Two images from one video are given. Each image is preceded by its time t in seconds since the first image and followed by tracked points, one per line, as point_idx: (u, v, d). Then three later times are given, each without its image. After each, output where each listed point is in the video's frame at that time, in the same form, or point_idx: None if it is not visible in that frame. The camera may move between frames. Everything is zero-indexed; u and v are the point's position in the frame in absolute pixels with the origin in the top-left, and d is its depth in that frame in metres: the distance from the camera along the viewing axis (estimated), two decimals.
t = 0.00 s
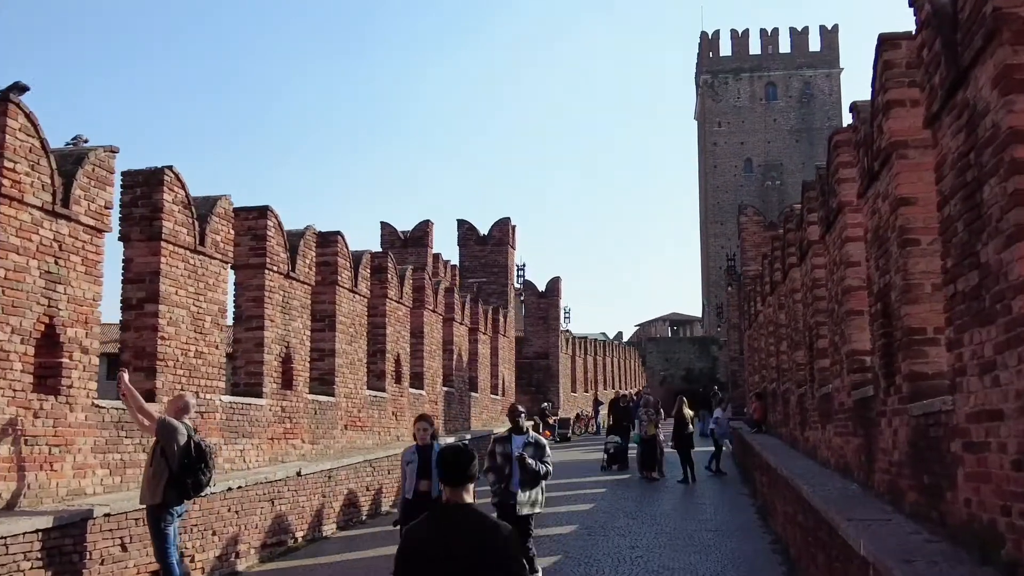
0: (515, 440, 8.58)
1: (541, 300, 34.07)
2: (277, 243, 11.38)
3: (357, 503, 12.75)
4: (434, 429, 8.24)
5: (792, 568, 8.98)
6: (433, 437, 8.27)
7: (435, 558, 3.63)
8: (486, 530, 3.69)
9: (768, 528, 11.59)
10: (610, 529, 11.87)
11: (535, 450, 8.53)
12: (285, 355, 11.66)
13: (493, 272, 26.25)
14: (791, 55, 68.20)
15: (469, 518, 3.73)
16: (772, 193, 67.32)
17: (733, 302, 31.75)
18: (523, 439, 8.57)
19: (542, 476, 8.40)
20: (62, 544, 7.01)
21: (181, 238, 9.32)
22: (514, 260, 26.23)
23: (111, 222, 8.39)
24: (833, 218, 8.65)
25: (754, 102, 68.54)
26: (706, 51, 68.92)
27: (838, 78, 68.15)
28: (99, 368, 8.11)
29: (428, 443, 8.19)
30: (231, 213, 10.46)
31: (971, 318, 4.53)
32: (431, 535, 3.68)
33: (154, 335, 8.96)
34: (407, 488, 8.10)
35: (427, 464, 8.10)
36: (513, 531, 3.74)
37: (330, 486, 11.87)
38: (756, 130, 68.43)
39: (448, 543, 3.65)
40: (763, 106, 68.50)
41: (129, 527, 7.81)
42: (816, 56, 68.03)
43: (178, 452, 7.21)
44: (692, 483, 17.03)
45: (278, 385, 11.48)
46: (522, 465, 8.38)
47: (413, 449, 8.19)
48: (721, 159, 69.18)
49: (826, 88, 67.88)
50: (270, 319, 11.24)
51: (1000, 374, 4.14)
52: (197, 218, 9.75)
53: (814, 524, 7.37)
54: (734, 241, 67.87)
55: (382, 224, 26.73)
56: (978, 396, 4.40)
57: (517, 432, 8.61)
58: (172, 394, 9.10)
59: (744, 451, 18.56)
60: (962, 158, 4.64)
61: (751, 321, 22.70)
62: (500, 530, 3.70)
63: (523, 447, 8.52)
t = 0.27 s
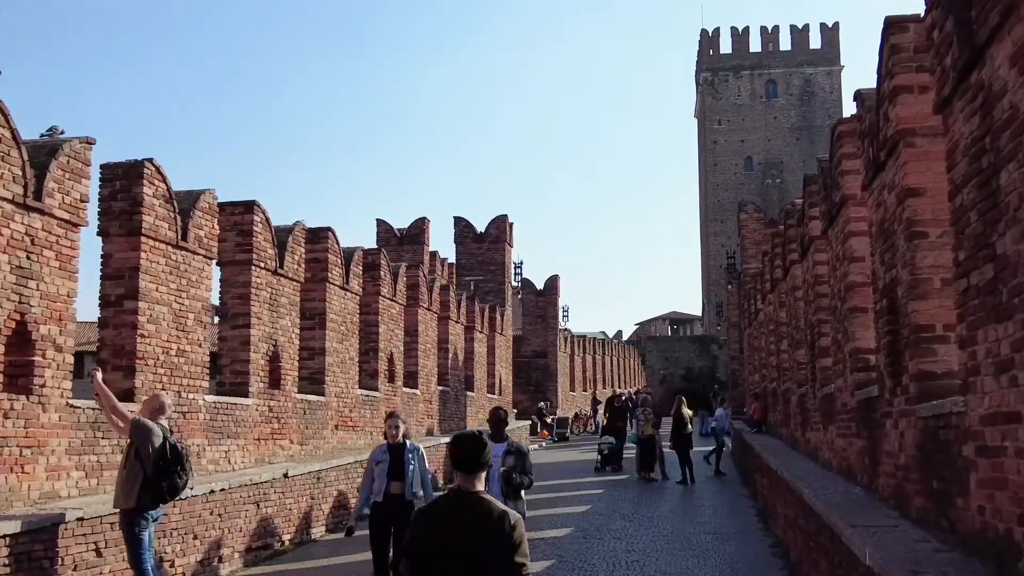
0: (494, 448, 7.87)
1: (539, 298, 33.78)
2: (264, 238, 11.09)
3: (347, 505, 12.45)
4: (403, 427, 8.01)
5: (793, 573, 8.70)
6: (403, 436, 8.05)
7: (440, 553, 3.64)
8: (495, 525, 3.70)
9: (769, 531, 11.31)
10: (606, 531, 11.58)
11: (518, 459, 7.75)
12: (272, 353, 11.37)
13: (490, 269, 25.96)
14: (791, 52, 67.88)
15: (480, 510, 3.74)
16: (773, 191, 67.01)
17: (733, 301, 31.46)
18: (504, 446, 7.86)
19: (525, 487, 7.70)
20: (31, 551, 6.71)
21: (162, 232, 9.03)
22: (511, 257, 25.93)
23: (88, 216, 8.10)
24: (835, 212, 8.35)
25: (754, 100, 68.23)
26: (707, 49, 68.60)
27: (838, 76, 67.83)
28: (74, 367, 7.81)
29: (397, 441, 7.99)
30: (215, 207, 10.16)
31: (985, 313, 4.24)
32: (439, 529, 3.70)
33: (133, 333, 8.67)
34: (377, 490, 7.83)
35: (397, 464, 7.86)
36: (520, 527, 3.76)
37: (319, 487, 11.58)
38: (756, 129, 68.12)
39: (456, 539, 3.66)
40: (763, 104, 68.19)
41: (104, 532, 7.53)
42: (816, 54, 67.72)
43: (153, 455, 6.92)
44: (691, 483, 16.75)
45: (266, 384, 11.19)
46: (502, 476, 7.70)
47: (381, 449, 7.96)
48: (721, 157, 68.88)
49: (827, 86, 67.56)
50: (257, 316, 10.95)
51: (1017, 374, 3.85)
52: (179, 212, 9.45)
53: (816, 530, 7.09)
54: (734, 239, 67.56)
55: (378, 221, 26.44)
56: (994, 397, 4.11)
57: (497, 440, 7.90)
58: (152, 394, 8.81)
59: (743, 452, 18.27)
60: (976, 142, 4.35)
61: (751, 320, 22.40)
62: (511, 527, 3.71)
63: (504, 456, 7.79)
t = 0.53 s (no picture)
0: (467, 454, 6.82)
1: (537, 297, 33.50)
2: (251, 235, 10.80)
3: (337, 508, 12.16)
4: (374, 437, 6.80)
5: None
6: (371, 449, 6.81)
7: (443, 560, 3.62)
8: (505, 542, 3.64)
9: (768, 536, 11.01)
10: (602, 536, 11.28)
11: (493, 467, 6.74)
12: (259, 353, 11.08)
13: (487, 268, 25.67)
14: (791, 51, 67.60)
15: (494, 523, 3.69)
16: (773, 190, 66.73)
17: (732, 300, 31.19)
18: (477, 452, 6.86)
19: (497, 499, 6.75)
20: None
21: (141, 228, 8.75)
22: (507, 256, 25.64)
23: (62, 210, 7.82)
24: (837, 206, 8.06)
25: (754, 99, 67.95)
26: (706, 48, 68.32)
27: (838, 75, 67.54)
28: (47, 368, 7.52)
29: (367, 454, 6.75)
30: (199, 203, 9.88)
31: (999, 309, 3.95)
32: (445, 535, 3.69)
33: (111, 332, 8.39)
34: (342, 510, 6.52)
35: (366, 481, 6.59)
36: (532, 545, 3.70)
37: (307, 491, 11.29)
38: (756, 127, 67.84)
39: (460, 546, 3.63)
40: (763, 103, 67.90)
41: (77, 539, 7.24)
42: (816, 53, 67.44)
43: (125, 459, 6.64)
44: (689, 485, 16.46)
45: (252, 385, 10.90)
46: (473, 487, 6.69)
47: (347, 463, 6.73)
48: (720, 156, 68.59)
49: (827, 84, 67.27)
50: (243, 315, 10.65)
51: None
52: (160, 208, 9.17)
53: (817, 537, 6.80)
54: (734, 238, 67.27)
55: (373, 220, 26.14)
56: (1008, 400, 3.82)
57: (470, 445, 6.87)
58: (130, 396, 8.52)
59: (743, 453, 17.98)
60: (989, 125, 4.06)
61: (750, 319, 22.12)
62: (523, 546, 3.65)
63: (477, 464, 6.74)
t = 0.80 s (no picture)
0: (437, 452, 6.30)
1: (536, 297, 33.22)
2: (238, 229, 10.51)
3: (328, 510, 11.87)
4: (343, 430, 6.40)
5: None
6: (341, 442, 6.44)
7: (470, 542, 3.60)
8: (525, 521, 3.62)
9: (771, 538, 10.72)
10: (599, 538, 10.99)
11: (461, 467, 6.24)
12: (248, 351, 10.79)
13: (485, 266, 25.39)
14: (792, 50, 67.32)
15: (513, 502, 3.66)
16: (773, 189, 66.43)
17: (733, 299, 30.89)
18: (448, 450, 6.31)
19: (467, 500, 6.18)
20: None
21: (122, 220, 8.47)
22: (506, 254, 25.36)
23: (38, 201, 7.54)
24: (841, 197, 7.77)
25: (754, 98, 67.66)
26: (707, 46, 68.05)
27: (839, 74, 67.24)
28: (21, 364, 7.24)
29: (335, 449, 6.36)
30: (184, 195, 9.60)
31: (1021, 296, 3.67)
32: (469, 517, 3.67)
33: (90, 327, 8.10)
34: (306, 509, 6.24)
35: (325, 478, 6.24)
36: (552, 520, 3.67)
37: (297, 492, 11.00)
38: (756, 126, 67.55)
39: (486, 527, 3.61)
40: (763, 102, 67.61)
41: (51, 541, 6.96)
42: (817, 51, 67.16)
43: (99, 459, 6.36)
44: (689, 486, 16.17)
45: (240, 383, 10.61)
46: (439, 487, 6.17)
47: (315, 458, 6.40)
48: (721, 155, 68.30)
49: (828, 83, 66.98)
50: (230, 312, 10.37)
51: None
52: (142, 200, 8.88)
53: (822, 540, 6.52)
54: (734, 238, 66.96)
55: (370, 218, 25.87)
56: None
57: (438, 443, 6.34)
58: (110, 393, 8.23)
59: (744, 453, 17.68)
60: (1010, 98, 3.78)
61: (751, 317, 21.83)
62: (543, 526, 3.61)
63: (443, 463, 6.23)
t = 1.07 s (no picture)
0: (401, 465, 5.50)
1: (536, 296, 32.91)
2: (228, 224, 10.21)
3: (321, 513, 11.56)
4: (300, 444, 5.66)
5: None
6: (298, 458, 5.68)
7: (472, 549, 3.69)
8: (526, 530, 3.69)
9: (776, 543, 10.40)
10: (599, 542, 10.67)
11: (433, 481, 5.44)
12: (237, 350, 10.48)
13: (484, 265, 25.09)
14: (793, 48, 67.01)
15: (512, 512, 3.75)
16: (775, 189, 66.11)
17: (735, 299, 30.57)
18: (415, 462, 5.50)
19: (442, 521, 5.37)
20: None
21: (104, 213, 8.17)
22: (505, 252, 25.05)
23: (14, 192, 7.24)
24: (851, 189, 7.46)
25: (756, 96, 67.35)
26: (708, 45, 67.76)
27: (841, 72, 66.92)
28: None
29: (290, 465, 5.62)
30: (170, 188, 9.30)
31: None
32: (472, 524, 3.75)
33: (69, 324, 7.79)
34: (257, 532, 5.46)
35: (283, 497, 5.50)
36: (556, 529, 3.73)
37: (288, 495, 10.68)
38: (757, 125, 67.23)
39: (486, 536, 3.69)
40: (765, 100, 67.30)
41: (26, 548, 6.65)
42: (819, 50, 66.85)
43: (73, 463, 6.04)
44: (691, 488, 15.86)
45: (229, 383, 10.30)
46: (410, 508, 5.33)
47: (267, 476, 5.63)
48: (722, 154, 67.99)
49: (829, 82, 66.66)
50: (219, 309, 10.06)
51: None
52: (125, 192, 8.58)
53: (833, 548, 6.21)
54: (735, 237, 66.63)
55: (368, 216, 25.57)
56: None
57: (403, 454, 5.53)
58: (91, 393, 7.92)
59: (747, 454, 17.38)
60: None
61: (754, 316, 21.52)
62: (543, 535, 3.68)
63: (413, 477, 5.44)
